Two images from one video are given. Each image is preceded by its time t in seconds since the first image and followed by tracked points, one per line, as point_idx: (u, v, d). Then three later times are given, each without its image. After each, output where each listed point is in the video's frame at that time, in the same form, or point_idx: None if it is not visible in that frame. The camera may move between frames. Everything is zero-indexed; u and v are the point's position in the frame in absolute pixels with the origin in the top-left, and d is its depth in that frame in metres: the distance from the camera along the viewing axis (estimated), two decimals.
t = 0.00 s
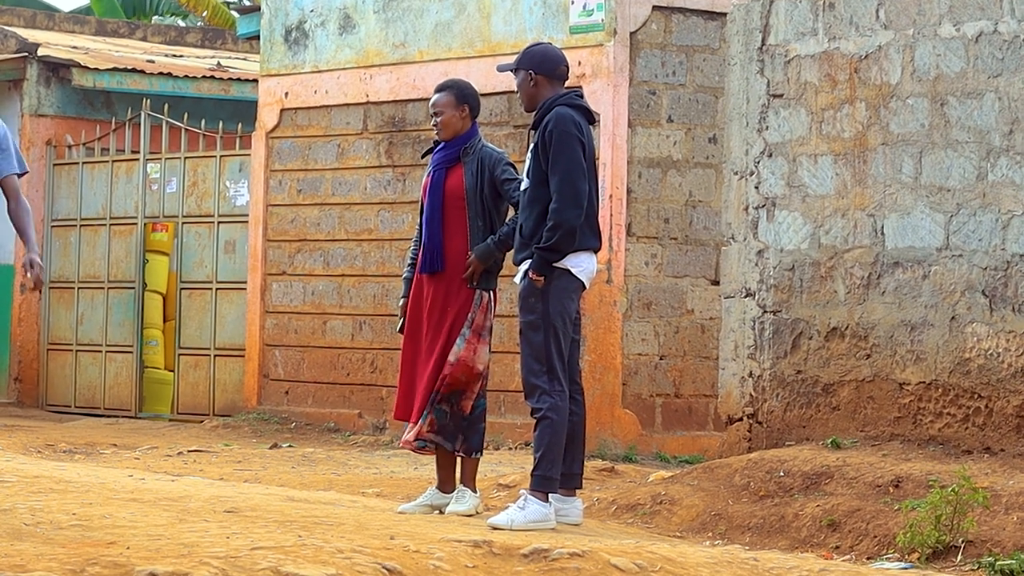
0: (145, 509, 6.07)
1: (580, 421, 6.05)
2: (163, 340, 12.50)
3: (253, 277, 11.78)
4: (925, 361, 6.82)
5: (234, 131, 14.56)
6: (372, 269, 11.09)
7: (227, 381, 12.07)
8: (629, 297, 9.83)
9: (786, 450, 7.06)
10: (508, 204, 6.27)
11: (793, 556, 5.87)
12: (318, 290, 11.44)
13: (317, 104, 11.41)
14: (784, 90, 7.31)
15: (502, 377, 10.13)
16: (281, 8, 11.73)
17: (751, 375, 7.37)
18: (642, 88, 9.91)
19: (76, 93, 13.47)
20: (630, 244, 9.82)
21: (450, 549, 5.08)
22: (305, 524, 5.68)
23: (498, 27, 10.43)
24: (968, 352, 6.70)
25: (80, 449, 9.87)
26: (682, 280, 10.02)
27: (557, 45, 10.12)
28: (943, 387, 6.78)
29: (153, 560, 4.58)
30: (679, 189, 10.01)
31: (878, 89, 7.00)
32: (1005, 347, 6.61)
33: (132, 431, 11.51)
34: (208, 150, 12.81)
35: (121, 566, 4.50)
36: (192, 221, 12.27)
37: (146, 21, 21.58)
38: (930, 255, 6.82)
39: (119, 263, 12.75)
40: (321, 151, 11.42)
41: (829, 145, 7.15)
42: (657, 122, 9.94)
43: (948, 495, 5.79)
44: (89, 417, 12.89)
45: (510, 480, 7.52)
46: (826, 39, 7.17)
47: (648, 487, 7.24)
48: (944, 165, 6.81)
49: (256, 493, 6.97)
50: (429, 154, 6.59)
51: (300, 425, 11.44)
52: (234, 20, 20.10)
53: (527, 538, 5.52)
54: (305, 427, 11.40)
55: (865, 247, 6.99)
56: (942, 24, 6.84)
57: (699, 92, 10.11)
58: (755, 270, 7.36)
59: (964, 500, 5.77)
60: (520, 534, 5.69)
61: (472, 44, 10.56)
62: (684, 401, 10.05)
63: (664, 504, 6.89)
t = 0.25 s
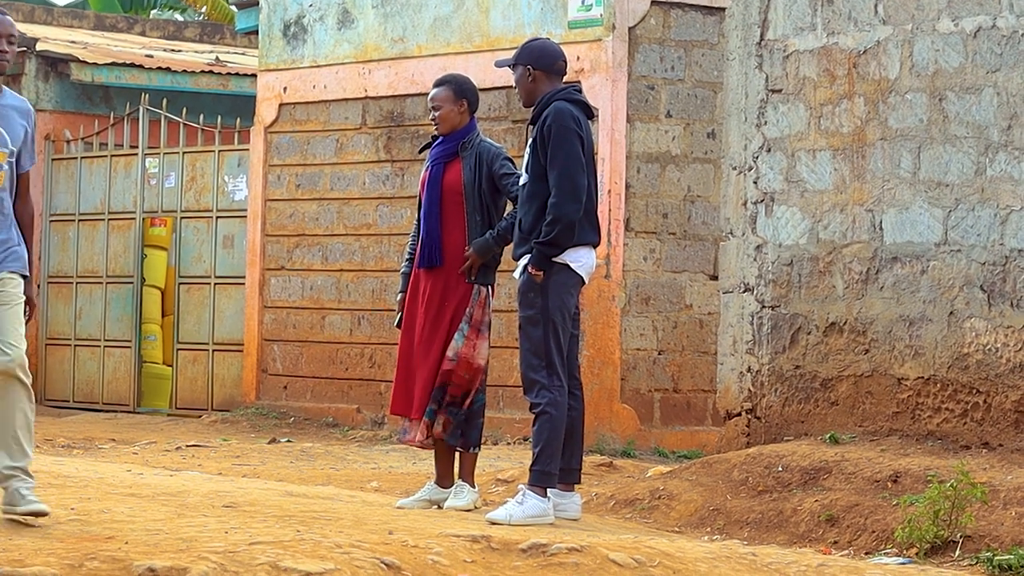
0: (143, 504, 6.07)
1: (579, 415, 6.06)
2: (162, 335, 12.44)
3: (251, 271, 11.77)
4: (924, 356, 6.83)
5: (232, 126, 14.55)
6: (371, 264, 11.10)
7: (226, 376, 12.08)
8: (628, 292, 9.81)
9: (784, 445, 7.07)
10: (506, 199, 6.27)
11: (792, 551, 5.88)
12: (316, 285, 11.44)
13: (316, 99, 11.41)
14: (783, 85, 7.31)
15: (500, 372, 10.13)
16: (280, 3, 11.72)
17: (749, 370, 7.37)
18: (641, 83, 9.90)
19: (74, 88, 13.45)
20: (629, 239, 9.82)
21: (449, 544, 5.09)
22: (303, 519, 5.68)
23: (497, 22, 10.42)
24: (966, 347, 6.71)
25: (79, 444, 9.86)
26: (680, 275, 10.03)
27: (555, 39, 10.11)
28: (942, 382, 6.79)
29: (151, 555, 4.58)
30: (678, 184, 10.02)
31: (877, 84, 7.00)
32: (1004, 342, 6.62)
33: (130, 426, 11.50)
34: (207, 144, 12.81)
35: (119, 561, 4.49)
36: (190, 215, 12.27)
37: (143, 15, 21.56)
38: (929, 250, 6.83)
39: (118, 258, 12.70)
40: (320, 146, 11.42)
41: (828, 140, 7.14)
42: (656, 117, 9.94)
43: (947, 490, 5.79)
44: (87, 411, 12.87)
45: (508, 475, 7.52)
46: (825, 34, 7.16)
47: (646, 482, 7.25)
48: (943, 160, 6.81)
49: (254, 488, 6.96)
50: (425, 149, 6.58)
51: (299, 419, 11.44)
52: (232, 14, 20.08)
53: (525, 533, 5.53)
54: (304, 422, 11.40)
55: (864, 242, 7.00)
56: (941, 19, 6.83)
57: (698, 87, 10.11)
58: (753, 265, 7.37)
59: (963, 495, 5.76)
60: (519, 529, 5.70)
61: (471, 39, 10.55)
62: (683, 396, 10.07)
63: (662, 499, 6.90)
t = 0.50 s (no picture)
0: (143, 498, 6.07)
1: (579, 411, 6.06)
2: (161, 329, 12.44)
3: (251, 266, 11.78)
4: (923, 351, 6.83)
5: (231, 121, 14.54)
6: (370, 259, 11.09)
7: (225, 371, 12.08)
8: (627, 288, 9.83)
9: (784, 440, 7.07)
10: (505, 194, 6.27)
11: (791, 546, 5.89)
12: (316, 280, 11.44)
13: (315, 94, 11.40)
14: (783, 80, 7.29)
15: (500, 367, 10.14)
16: None
17: (749, 365, 7.37)
18: (641, 79, 9.90)
19: (73, 82, 13.55)
20: (628, 235, 9.83)
21: (448, 539, 5.09)
22: (303, 514, 5.68)
23: (496, 17, 10.42)
24: (966, 342, 6.72)
25: (78, 439, 9.87)
26: (680, 271, 10.02)
27: (555, 34, 10.11)
28: (942, 377, 6.79)
29: (151, 550, 4.58)
30: (678, 179, 9.99)
31: (876, 79, 6.99)
32: (1004, 338, 6.63)
33: (130, 421, 11.50)
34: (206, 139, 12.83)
35: (119, 556, 4.50)
36: (190, 210, 12.26)
37: (143, 11, 21.54)
38: (928, 246, 6.83)
39: (117, 253, 12.70)
40: (319, 141, 11.40)
41: (827, 135, 7.14)
42: (655, 112, 9.93)
43: (946, 486, 5.78)
44: (87, 406, 12.85)
45: (507, 470, 7.52)
46: (824, 29, 7.16)
47: (645, 477, 7.25)
48: (942, 155, 6.81)
49: (254, 483, 6.97)
50: (425, 144, 6.58)
51: (299, 415, 11.44)
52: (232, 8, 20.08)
53: (524, 528, 5.53)
54: (303, 417, 11.40)
55: (864, 237, 7.00)
56: (940, 14, 6.83)
57: (698, 83, 10.10)
58: (753, 261, 7.37)
59: (962, 491, 5.75)
60: (518, 524, 5.70)
61: (471, 34, 10.54)
62: (683, 391, 10.05)
63: (662, 494, 6.91)
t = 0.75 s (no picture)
0: (144, 495, 6.07)
1: (580, 408, 6.06)
2: (161, 327, 12.46)
3: (251, 263, 11.78)
4: (923, 348, 6.84)
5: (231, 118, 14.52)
6: (370, 256, 11.09)
7: (225, 368, 12.07)
8: (627, 285, 9.83)
9: (784, 437, 7.07)
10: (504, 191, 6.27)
11: (791, 543, 5.89)
12: (316, 277, 11.43)
13: (315, 91, 11.40)
14: (783, 77, 7.30)
15: (500, 364, 10.13)
16: None
17: (749, 362, 7.37)
18: (640, 75, 9.89)
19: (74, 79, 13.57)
20: (628, 231, 9.82)
21: (448, 536, 5.09)
22: (303, 511, 5.68)
23: (496, 14, 10.42)
24: (966, 339, 6.72)
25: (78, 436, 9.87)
26: (680, 268, 10.01)
27: (554, 31, 10.11)
28: (942, 373, 6.79)
29: (151, 547, 4.58)
30: (678, 176, 10.00)
31: (876, 76, 6.99)
32: (1004, 335, 6.63)
33: (129, 418, 11.50)
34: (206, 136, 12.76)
35: (119, 553, 4.49)
36: (189, 207, 12.27)
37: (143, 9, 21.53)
38: (928, 243, 6.83)
39: (116, 250, 12.74)
40: (319, 138, 11.40)
41: (827, 132, 7.14)
42: (655, 109, 9.93)
43: (946, 482, 5.79)
44: (86, 403, 12.87)
45: (507, 467, 7.52)
46: (824, 26, 7.16)
47: (645, 474, 7.25)
48: (942, 152, 6.81)
49: (254, 480, 6.97)
50: (424, 141, 6.58)
51: (298, 412, 11.43)
52: (232, 5, 20.08)
53: (524, 525, 5.53)
54: (303, 414, 11.39)
55: (863, 234, 7.00)
56: (940, 11, 6.83)
57: (697, 79, 10.09)
58: (753, 258, 7.36)
59: (962, 487, 5.77)
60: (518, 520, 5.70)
61: (470, 31, 10.54)
62: (682, 388, 10.05)
63: (662, 491, 6.90)
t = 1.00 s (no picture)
0: (144, 495, 6.07)
1: (580, 406, 6.06)
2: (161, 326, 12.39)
3: (251, 262, 11.77)
4: (923, 347, 6.84)
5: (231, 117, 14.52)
6: (370, 255, 11.09)
7: (225, 366, 12.07)
8: (627, 283, 9.82)
9: (784, 436, 7.07)
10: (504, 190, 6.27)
11: (791, 542, 5.89)
12: (316, 276, 11.43)
13: (315, 90, 11.39)
14: (783, 76, 7.30)
15: (499, 363, 10.13)
16: None
17: (749, 361, 7.37)
18: (640, 74, 9.88)
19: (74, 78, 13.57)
20: (628, 230, 9.81)
21: (448, 535, 5.09)
22: (302, 510, 5.68)
23: (496, 13, 10.42)
24: (966, 338, 6.72)
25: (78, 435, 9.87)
26: (680, 266, 10.01)
27: (555, 30, 10.11)
28: (942, 372, 6.79)
29: (151, 546, 4.58)
30: (677, 175, 10.00)
31: (876, 75, 6.99)
32: (1004, 334, 6.63)
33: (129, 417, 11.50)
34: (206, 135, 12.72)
35: (118, 552, 4.49)
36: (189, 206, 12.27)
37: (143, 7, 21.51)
38: (928, 241, 6.83)
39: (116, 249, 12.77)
40: (319, 137, 11.40)
41: (827, 131, 7.14)
42: (655, 108, 9.92)
43: (946, 481, 5.79)
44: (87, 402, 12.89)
45: (507, 466, 7.52)
46: (824, 24, 7.16)
47: (645, 473, 7.24)
48: (942, 151, 6.81)
49: (254, 479, 6.97)
50: (423, 140, 6.57)
51: (298, 411, 11.44)
52: (232, 4, 20.09)
53: (524, 524, 5.53)
54: (303, 413, 11.39)
55: (863, 233, 7.00)
56: (940, 10, 6.83)
57: (697, 78, 10.09)
58: (753, 257, 7.36)
59: (962, 486, 5.76)
60: (518, 519, 5.70)
61: (470, 30, 10.54)
62: (682, 387, 10.06)
63: (661, 490, 6.90)
